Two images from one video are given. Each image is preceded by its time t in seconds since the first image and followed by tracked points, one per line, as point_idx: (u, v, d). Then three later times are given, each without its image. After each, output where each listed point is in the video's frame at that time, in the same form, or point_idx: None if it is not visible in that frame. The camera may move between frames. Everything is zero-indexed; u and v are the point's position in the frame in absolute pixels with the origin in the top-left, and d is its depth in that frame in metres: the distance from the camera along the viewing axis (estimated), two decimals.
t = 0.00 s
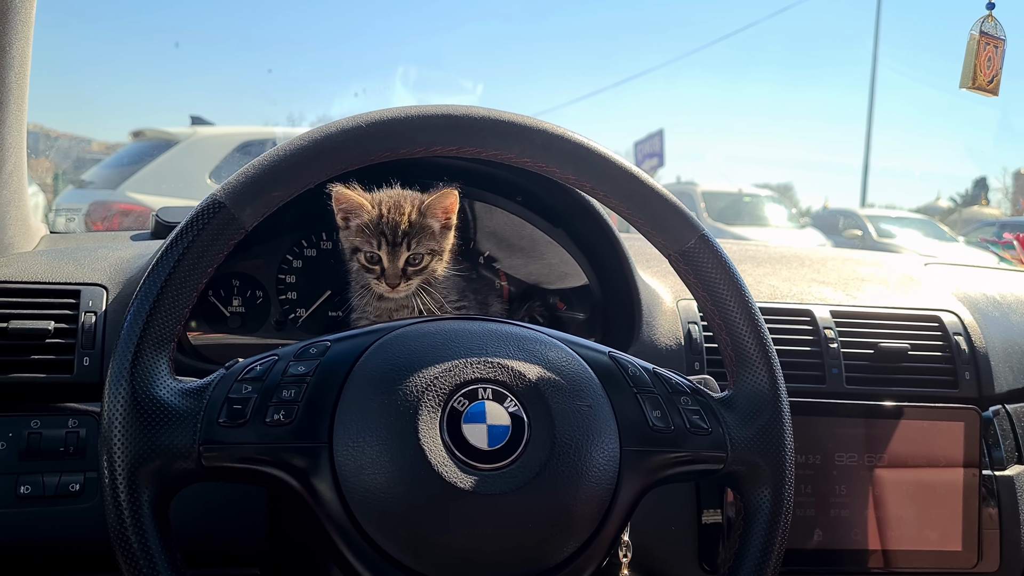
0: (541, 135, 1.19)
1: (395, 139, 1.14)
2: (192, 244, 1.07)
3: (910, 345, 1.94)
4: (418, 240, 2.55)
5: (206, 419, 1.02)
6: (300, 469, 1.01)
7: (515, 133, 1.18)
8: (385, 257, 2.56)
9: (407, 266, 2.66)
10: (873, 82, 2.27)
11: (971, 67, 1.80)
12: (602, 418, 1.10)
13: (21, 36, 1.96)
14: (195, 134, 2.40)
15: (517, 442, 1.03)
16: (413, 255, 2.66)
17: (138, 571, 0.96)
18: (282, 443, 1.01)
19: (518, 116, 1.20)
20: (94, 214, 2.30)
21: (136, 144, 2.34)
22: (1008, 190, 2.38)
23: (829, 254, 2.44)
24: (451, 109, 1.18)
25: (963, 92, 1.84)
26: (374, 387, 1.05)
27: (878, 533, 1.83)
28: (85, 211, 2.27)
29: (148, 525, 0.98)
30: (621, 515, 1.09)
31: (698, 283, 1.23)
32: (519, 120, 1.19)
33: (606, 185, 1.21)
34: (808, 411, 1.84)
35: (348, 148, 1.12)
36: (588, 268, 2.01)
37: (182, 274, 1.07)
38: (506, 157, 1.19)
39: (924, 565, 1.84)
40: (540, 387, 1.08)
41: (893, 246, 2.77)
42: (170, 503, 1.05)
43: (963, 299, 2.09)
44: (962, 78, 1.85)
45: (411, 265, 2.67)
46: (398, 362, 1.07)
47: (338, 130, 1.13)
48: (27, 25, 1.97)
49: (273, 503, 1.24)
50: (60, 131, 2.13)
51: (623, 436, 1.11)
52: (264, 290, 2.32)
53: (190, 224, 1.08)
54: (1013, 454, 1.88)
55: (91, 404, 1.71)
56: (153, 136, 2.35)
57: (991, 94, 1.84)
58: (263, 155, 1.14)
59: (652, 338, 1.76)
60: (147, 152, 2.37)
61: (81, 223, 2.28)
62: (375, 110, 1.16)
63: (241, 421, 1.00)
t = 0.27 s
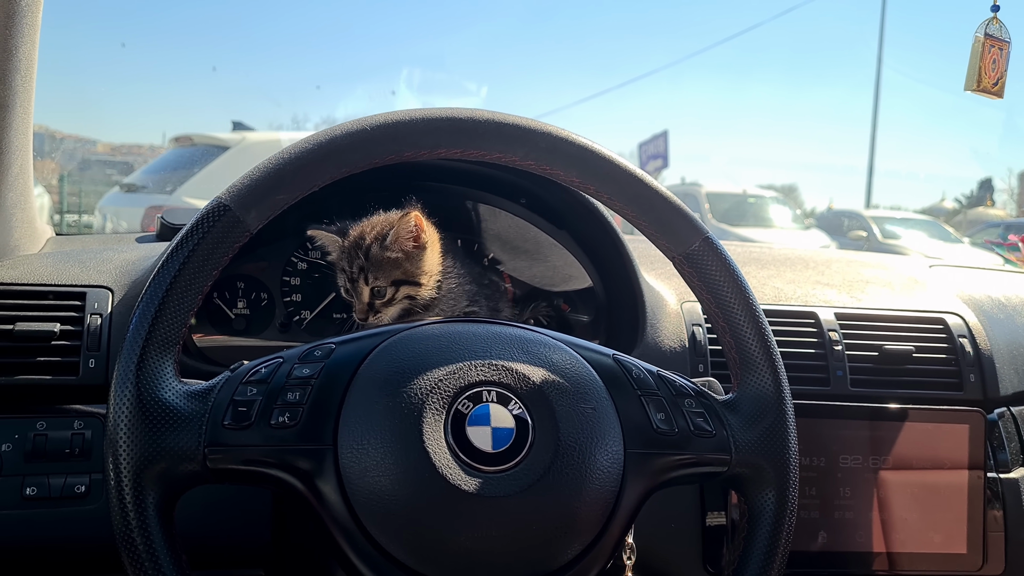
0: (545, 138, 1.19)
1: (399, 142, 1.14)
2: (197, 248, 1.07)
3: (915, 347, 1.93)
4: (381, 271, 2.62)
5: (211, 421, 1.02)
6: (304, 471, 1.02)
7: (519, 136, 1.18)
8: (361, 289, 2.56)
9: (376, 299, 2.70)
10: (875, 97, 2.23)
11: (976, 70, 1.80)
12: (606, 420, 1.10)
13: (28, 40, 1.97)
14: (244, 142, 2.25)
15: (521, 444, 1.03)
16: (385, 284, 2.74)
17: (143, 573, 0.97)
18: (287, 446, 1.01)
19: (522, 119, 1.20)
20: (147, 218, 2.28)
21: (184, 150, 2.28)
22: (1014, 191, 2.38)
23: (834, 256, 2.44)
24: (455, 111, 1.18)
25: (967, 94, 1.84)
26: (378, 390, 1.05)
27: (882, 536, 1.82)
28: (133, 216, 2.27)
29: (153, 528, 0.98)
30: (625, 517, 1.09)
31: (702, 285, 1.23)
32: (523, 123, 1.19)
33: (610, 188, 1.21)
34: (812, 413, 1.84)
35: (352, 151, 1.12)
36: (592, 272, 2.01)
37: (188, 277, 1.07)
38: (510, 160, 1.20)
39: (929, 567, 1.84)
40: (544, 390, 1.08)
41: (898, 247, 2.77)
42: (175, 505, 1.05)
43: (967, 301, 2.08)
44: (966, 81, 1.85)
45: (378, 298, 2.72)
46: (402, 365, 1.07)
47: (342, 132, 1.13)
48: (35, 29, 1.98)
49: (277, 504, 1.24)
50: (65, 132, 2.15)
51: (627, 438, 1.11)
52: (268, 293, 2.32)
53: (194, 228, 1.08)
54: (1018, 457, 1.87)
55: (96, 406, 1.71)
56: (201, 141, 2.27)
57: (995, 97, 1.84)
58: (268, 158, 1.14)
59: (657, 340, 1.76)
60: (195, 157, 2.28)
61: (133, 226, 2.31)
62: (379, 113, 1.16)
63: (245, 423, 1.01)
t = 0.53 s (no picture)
0: (549, 141, 1.19)
1: (404, 145, 1.14)
2: (202, 251, 1.08)
3: (919, 350, 1.93)
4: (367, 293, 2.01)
5: (216, 425, 1.02)
6: (309, 475, 1.02)
7: (524, 139, 1.19)
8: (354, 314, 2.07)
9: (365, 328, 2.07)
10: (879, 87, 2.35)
11: (980, 73, 1.80)
12: (610, 423, 1.10)
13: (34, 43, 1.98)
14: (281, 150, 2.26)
15: (526, 447, 1.03)
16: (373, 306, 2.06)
17: None
18: (292, 449, 1.01)
19: (527, 123, 1.21)
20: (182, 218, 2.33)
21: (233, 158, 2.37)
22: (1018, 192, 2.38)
23: (838, 259, 2.43)
24: (460, 115, 1.18)
25: (972, 97, 1.84)
26: (383, 393, 1.05)
27: (886, 539, 1.82)
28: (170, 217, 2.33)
29: (158, 531, 0.98)
30: (630, 520, 1.09)
31: (706, 288, 1.24)
32: (528, 127, 1.19)
33: (614, 191, 1.21)
34: (817, 416, 1.84)
35: (357, 154, 1.13)
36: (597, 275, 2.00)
37: (193, 281, 1.07)
38: (515, 163, 1.20)
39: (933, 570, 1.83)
40: (549, 393, 1.08)
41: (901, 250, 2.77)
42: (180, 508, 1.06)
43: (971, 304, 2.08)
44: (971, 84, 1.85)
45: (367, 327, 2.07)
46: (407, 368, 1.07)
47: (347, 136, 1.13)
48: (42, 32, 1.99)
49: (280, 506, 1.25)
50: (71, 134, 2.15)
51: (631, 441, 1.11)
52: (273, 295, 2.34)
53: (200, 231, 1.09)
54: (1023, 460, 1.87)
55: (101, 409, 1.72)
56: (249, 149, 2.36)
57: (1000, 100, 1.84)
58: (273, 161, 1.14)
59: (661, 343, 1.76)
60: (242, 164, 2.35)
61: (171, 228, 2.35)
62: (384, 117, 1.17)
63: (250, 427, 1.01)
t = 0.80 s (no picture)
0: (553, 143, 1.19)
1: (408, 146, 1.15)
2: (207, 252, 1.08)
3: (923, 352, 1.92)
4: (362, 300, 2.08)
5: (220, 425, 1.02)
6: (313, 475, 1.02)
7: (528, 141, 1.19)
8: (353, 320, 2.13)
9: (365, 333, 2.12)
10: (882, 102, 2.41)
11: (984, 74, 1.80)
12: (614, 424, 1.10)
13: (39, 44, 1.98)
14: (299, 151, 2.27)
15: (529, 448, 1.03)
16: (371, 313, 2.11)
17: None
18: (296, 449, 1.02)
19: (531, 124, 1.21)
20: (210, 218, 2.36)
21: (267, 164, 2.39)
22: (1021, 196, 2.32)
23: (842, 261, 2.43)
24: (464, 116, 1.19)
25: (976, 99, 1.83)
26: (387, 394, 1.05)
27: (890, 541, 1.82)
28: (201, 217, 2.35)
29: (162, 531, 0.98)
30: (633, 521, 1.09)
31: (710, 290, 1.24)
32: (532, 128, 1.20)
33: (618, 192, 1.21)
34: (820, 418, 1.84)
35: (361, 156, 1.13)
36: (601, 277, 2.01)
37: (197, 281, 1.08)
38: (519, 164, 1.20)
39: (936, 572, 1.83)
40: (553, 394, 1.08)
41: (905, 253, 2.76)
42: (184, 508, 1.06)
43: (975, 306, 2.08)
44: (975, 85, 1.85)
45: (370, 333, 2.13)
46: (411, 369, 1.07)
47: (351, 137, 1.14)
48: (46, 31, 1.99)
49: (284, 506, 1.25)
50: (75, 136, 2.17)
51: (635, 443, 1.11)
52: (277, 296, 2.34)
53: (204, 231, 1.09)
54: None
55: (105, 409, 1.72)
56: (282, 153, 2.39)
57: (1004, 101, 1.83)
58: (278, 162, 1.15)
59: (664, 345, 1.76)
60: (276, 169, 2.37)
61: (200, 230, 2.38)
62: (387, 118, 1.17)
63: (254, 427, 1.01)
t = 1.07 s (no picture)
0: (555, 143, 1.19)
1: (409, 146, 1.15)
2: (209, 251, 1.08)
3: (926, 353, 1.92)
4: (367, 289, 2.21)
5: (222, 424, 1.02)
6: (314, 475, 1.02)
7: (531, 141, 1.19)
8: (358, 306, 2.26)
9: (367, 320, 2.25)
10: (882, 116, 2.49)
11: (988, 75, 1.80)
12: (616, 425, 1.10)
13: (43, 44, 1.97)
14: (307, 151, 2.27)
15: (531, 449, 1.03)
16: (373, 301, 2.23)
17: None
18: (297, 449, 1.01)
19: (533, 124, 1.21)
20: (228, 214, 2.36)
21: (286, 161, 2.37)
22: None
23: (844, 262, 2.42)
24: (466, 117, 1.18)
25: (979, 100, 1.83)
26: (388, 394, 1.05)
27: (893, 542, 1.81)
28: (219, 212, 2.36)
29: (164, 530, 0.98)
30: (635, 522, 1.08)
31: (712, 290, 1.23)
32: (534, 128, 1.19)
33: (620, 193, 1.21)
34: (823, 419, 1.83)
35: (363, 156, 1.13)
36: (603, 278, 2.01)
37: (199, 281, 1.08)
38: (521, 164, 1.20)
39: (938, 574, 1.82)
40: (554, 394, 1.08)
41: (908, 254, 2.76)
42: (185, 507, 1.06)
43: (979, 307, 2.07)
44: (979, 86, 1.84)
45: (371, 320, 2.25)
46: (412, 369, 1.07)
47: (353, 137, 1.14)
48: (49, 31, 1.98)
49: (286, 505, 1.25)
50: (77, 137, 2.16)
51: (637, 443, 1.11)
52: (279, 296, 2.34)
53: (206, 231, 1.09)
54: None
55: (107, 409, 1.73)
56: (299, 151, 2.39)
57: (1008, 102, 1.83)
58: (280, 162, 1.14)
59: (666, 346, 1.76)
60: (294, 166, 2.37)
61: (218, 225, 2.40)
62: (389, 118, 1.17)
63: (256, 427, 1.01)
